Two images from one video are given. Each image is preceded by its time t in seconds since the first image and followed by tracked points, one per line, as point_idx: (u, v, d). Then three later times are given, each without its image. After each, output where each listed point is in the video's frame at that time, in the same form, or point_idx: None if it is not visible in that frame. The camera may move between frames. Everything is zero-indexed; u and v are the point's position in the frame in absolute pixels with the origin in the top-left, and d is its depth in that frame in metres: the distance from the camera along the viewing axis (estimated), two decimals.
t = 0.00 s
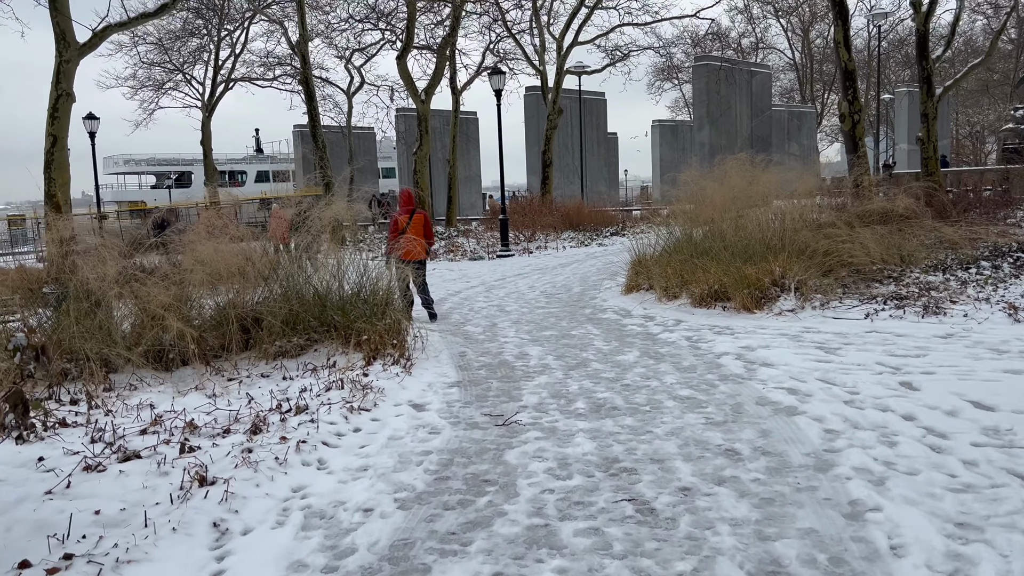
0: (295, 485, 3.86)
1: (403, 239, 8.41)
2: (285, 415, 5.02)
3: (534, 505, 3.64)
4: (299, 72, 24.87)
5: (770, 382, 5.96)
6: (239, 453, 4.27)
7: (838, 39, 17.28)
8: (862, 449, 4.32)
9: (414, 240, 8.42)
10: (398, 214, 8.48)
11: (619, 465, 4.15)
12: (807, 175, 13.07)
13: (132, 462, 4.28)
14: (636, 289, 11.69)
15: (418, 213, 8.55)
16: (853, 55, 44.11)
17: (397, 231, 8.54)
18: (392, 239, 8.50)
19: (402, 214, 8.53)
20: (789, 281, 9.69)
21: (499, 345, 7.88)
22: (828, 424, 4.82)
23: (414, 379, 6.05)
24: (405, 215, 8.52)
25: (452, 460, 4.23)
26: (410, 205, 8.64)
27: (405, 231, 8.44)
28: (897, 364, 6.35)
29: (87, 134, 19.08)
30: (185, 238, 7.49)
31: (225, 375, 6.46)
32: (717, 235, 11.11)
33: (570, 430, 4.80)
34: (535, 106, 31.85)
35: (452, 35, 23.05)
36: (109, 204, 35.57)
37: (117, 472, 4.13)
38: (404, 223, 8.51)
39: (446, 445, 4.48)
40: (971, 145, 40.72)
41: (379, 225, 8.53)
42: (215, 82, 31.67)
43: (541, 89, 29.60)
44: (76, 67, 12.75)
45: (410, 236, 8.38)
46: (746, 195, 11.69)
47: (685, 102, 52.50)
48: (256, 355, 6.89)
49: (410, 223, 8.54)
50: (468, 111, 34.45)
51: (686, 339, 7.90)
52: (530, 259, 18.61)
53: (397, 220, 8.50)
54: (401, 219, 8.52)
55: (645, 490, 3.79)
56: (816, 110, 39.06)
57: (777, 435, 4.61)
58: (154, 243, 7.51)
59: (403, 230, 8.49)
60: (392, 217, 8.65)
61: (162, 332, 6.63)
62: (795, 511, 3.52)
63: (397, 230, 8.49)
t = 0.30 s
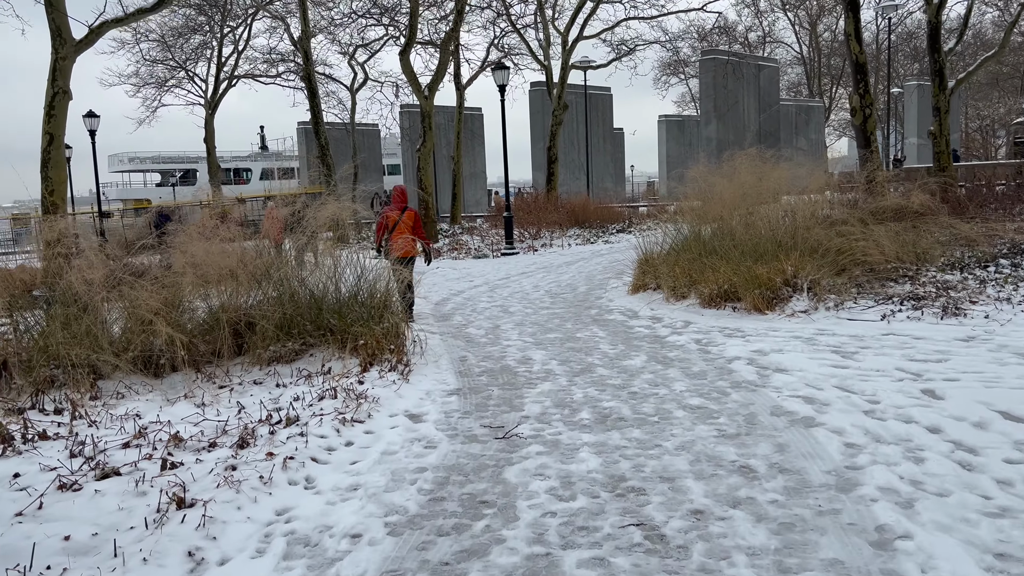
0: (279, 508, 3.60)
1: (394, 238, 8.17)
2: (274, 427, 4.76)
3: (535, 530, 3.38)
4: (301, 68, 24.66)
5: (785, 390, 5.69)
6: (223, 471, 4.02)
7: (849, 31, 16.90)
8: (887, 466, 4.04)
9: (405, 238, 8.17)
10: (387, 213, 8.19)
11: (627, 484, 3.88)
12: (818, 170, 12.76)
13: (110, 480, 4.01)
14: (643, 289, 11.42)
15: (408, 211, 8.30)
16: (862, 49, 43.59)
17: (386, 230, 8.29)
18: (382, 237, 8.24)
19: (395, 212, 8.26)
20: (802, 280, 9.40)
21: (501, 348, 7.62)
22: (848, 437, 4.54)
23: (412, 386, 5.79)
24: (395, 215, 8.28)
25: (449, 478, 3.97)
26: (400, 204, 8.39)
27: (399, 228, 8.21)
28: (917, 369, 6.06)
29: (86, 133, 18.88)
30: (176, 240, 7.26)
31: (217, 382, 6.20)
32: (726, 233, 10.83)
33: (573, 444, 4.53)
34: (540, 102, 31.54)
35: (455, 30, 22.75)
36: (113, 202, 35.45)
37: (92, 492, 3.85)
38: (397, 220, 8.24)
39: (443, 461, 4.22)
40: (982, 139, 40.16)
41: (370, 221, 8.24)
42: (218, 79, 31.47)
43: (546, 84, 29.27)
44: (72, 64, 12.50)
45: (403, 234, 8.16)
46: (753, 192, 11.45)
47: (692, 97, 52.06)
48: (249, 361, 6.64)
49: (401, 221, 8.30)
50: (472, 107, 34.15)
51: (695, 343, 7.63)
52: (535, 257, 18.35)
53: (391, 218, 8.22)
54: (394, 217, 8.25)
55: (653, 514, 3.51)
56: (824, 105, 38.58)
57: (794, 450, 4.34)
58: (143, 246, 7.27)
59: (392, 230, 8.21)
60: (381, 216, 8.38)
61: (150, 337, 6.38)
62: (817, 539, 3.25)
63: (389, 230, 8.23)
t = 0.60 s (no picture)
0: (262, 522, 3.33)
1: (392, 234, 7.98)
2: (264, 431, 4.50)
3: (538, 548, 3.10)
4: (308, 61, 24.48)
5: (804, 391, 5.40)
6: (205, 479, 3.75)
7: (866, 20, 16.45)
8: (920, 477, 3.73)
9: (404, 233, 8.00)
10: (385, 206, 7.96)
11: (638, 495, 3.60)
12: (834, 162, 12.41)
13: (86, 489, 3.73)
14: (653, 284, 11.17)
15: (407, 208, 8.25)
16: (876, 40, 42.90)
17: (383, 225, 8.11)
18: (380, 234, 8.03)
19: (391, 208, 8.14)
20: (819, 275, 9.09)
21: (507, 346, 7.35)
22: (876, 443, 4.24)
23: (412, 387, 5.52)
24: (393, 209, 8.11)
25: (446, 488, 3.70)
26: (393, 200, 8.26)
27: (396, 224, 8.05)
28: (945, 369, 5.73)
29: (91, 127, 18.72)
30: (168, 235, 7.02)
31: (211, 382, 5.96)
32: (738, 226, 10.56)
33: (580, 450, 4.24)
34: (549, 95, 31.23)
35: (463, 22, 22.45)
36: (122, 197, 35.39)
37: (66, 502, 3.57)
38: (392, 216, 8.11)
39: (441, 468, 3.95)
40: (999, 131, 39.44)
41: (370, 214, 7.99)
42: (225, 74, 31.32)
43: (555, 77, 28.93)
44: (73, 57, 12.28)
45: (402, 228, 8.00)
46: (768, 183, 11.14)
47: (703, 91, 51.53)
48: (244, 360, 6.41)
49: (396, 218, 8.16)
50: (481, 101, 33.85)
51: (708, 340, 7.35)
52: (544, 252, 18.06)
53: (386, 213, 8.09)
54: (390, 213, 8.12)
55: (666, 529, 3.24)
56: (837, 97, 37.99)
57: (818, 457, 4.04)
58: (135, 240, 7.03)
59: (391, 225, 8.00)
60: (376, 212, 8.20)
61: (142, 335, 6.14)
62: (847, 559, 2.96)
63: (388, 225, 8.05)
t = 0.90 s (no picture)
0: (246, 555, 3.04)
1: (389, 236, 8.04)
2: (256, 448, 4.22)
3: None
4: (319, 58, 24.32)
5: (835, 404, 5.05)
6: (188, 504, 3.47)
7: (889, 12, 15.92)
8: (969, 507, 3.38)
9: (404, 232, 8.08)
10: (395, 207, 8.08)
11: (658, 526, 3.28)
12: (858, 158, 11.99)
13: (61, 514, 3.46)
14: (670, 285, 10.83)
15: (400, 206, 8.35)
16: (895, 34, 42.08)
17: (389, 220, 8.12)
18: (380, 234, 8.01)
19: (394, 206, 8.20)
20: (845, 277, 8.72)
21: (518, 352, 7.06)
22: (917, 465, 3.89)
23: (417, 397, 5.24)
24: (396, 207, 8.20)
25: (448, 516, 3.40)
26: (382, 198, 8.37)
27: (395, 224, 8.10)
28: (985, 380, 5.36)
29: (101, 125, 18.63)
30: (165, 237, 6.77)
31: (209, 390, 5.70)
32: (760, 224, 10.20)
33: (594, 471, 3.93)
34: (563, 91, 30.86)
35: (476, 17, 22.14)
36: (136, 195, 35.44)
37: (38, 530, 3.30)
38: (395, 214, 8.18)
39: (444, 492, 3.65)
40: None
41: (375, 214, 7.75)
42: (238, 71, 31.25)
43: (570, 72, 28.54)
44: (78, 53, 12.12)
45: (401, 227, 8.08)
46: (789, 180, 10.77)
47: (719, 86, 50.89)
48: (245, 367, 6.15)
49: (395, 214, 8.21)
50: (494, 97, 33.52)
51: (729, 347, 7.01)
52: (557, 250, 17.74)
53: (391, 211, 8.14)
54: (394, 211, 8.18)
55: (690, 568, 2.91)
56: (857, 92, 37.27)
57: (854, 482, 3.71)
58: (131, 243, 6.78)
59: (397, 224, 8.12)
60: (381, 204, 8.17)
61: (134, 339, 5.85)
62: None
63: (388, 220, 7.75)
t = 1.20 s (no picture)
0: None
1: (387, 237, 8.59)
2: (240, 468, 3.97)
3: None
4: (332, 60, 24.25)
5: (860, 423, 4.73)
6: (159, 532, 3.22)
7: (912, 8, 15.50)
8: (1012, 544, 3.05)
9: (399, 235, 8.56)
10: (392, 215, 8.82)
11: (666, 563, 2.98)
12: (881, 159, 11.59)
13: (24, 542, 3.22)
14: (686, 290, 10.51)
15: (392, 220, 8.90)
16: (917, 32, 41.33)
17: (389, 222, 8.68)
18: (377, 236, 8.50)
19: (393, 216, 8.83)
20: (869, 282, 8.36)
21: (525, 362, 6.77)
22: (952, 493, 3.57)
23: (415, 412, 4.96)
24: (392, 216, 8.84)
25: (438, 549, 3.12)
26: (382, 200, 8.98)
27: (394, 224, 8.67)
28: (1022, 396, 5.00)
29: (113, 128, 18.64)
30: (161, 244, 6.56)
31: (202, 402, 5.46)
32: (779, 227, 9.86)
33: (599, 497, 3.64)
34: (578, 92, 30.57)
35: (489, 18, 21.90)
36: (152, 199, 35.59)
37: None
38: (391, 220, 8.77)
39: (435, 521, 3.37)
40: None
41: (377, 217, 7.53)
42: (252, 74, 31.29)
43: (584, 73, 28.24)
44: (85, 55, 12.03)
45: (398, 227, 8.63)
46: (809, 181, 10.43)
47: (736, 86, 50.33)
48: (240, 377, 5.92)
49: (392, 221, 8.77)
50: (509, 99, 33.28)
51: (747, 357, 6.68)
52: (571, 254, 17.45)
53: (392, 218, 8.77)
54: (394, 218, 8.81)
55: None
56: (877, 92, 36.64)
57: (883, 513, 3.39)
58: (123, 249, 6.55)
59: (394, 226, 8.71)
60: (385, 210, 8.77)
61: (123, 347, 5.58)
62: None
63: (389, 221, 8.15)
